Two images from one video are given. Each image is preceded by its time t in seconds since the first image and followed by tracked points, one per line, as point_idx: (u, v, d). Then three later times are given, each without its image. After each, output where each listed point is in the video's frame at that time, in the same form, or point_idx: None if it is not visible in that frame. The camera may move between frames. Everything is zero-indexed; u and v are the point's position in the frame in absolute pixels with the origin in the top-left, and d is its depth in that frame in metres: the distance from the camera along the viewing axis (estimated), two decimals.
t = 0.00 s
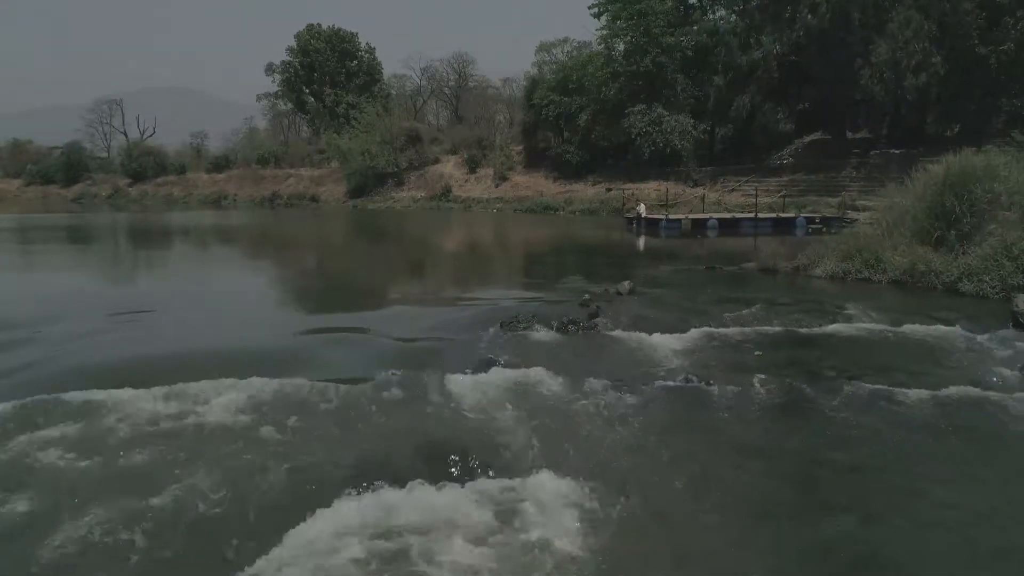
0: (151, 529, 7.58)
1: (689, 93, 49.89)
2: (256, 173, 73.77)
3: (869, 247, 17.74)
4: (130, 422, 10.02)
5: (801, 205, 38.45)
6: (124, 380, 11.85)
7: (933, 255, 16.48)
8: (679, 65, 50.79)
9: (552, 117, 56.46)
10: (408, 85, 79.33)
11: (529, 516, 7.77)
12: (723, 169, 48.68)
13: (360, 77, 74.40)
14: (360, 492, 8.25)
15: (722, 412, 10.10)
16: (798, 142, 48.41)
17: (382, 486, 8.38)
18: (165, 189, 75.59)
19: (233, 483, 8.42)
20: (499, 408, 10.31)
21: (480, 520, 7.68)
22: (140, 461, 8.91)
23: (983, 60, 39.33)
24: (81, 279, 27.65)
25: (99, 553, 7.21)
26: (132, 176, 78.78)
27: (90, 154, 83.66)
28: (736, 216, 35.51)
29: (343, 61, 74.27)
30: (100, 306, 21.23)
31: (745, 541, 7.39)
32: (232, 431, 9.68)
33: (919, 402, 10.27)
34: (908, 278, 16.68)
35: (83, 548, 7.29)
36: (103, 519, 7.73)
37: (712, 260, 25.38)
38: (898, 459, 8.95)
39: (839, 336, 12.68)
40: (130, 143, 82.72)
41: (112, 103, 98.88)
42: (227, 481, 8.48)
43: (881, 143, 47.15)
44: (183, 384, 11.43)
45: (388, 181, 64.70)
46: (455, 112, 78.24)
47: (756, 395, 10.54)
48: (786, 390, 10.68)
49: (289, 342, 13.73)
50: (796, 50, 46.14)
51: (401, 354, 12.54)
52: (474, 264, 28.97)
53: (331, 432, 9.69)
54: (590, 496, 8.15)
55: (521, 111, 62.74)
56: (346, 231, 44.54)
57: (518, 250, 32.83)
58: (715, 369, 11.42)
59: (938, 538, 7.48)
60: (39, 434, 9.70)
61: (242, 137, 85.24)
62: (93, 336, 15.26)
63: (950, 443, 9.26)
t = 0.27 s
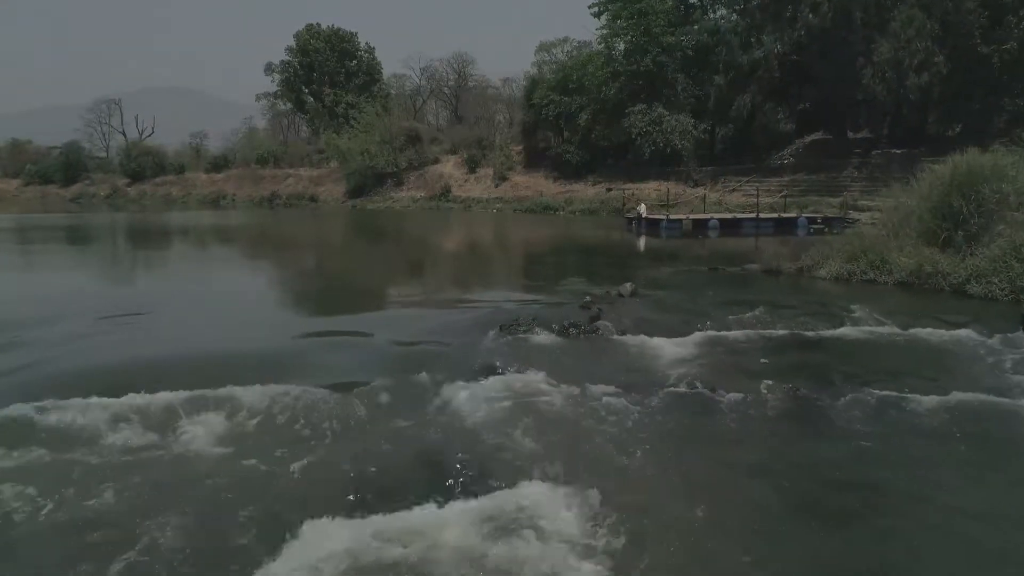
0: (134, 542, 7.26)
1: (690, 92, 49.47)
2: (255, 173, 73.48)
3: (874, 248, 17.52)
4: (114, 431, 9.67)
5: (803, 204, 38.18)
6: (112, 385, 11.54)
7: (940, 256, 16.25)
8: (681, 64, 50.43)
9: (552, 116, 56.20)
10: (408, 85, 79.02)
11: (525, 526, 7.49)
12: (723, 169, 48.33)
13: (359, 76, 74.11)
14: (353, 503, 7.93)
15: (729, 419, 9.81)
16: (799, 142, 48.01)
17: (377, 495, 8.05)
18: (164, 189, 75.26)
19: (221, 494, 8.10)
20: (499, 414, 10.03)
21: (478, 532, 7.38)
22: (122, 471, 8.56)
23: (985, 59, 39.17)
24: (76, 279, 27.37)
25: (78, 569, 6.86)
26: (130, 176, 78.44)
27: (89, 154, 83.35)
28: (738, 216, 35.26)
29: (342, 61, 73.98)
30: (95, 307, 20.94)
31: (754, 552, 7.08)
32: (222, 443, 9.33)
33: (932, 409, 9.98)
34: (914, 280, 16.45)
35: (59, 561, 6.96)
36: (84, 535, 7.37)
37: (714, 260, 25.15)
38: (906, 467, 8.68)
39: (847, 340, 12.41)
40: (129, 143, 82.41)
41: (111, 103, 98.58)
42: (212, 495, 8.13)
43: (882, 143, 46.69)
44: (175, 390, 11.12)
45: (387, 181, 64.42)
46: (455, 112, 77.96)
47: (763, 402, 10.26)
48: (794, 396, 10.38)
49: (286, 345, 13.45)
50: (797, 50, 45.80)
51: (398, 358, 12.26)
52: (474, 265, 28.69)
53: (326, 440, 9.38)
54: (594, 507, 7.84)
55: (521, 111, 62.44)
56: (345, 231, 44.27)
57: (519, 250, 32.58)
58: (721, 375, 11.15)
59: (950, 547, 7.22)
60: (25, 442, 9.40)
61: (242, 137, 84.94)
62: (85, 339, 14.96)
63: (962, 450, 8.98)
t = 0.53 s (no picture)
0: (123, 560, 7.04)
1: (690, 91, 49.26)
2: (254, 172, 73.21)
3: (878, 248, 17.37)
4: (105, 442, 9.46)
5: (804, 205, 37.98)
6: (105, 391, 11.35)
7: (946, 256, 16.07)
8: (680, 63, 50.27)
9: (551, 116, 56.01)
10: (407, 85, 78.72)
11: (527, 541, 7.28)
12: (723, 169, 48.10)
13: (358, 76, 73.85)
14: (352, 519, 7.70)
15: (736, 427, 9.61)
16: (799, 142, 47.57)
17: (376, 509, 7.84)
18: (162, 188, 74.96)
19: (214, 507, 7.90)
20: (500, 422, 9.84)
21: (481, 548, 7.15)
22: (111, 485, 8.32)
23: (987, 58, 39.07)
24: (73, 280, 27.13)
25: None
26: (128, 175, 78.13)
27: (87, 153, 83.05)
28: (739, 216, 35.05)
29: (341, 61, 73.70)
30: (91, 308, 20.71)
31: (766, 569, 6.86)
32: (217, 454, 9.11)
33: (943, 416, 9.78)
34: (919, 281, 16.28)
35: None
36: (74, 552, 7.15)
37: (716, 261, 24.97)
38: (920, 479, 8.44)
39: (853, 344, 12.21)
40: (127, 143, 82.09)
41: (109, 102, 98.20)
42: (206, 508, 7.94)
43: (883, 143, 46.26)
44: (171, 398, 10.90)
45: (386, 181, 64.17)
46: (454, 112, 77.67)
47: (771, 409, 10.05)
48: (802, 403, 10.18)
49: (284, 349, 13.24)
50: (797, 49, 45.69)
51: (398, 363, 12.06)
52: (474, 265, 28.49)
53: (324, 451, 9.17)
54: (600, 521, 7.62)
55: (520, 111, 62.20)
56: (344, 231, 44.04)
57: (519, 251, 32.39)
58: (727, 381, 10.92)
59: (966, 564, 6.99)
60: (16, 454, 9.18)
61: (240, 137, 84.66)
62: (80, 342, 14.74)
63: (974, 459, 8.77)
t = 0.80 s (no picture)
0: None
1: (688, 90, 49.16)
2: (250, 172, 72.86)
3: (881, 249, 17.26)
4: (91, 450, 9.17)
5: (803, 205, 37.76)
6: (93, 396, 11.05)
7: (950, 258, 15.98)
8: (679, 62, 50.11)
9: (549, 116, 55.75)
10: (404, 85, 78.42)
11: (525, 558, 6.99)
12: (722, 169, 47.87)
13: (355, 76, 73.54)
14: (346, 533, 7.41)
15: (742, 434, 9.36)
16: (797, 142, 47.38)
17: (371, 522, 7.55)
18: (158, 188, 74.56)
19: (204, 521, 7.62)
20: (501, 429, 9.58)
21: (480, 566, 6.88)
22: (100, 497, 8.06)
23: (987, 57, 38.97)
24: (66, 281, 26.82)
25: None
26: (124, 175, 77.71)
27: (83, 153, 82.60)
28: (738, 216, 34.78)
29: (338, 60, 73.38)
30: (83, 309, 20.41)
31: None
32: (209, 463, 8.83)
33: (954, 422, 9.54)
34: (924, 282, 16.19)
35: None
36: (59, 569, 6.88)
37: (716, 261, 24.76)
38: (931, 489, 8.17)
39: (860, 347, 11.97)
40: (123, 142, 81.65)
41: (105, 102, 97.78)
42: (193, 523, 7.64)
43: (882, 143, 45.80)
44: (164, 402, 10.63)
45: (383, 181, 63.89)
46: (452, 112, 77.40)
47: (778, 415, 9.80)
48: (810, 409, 9.94)
49: (280, 352, 12.97)
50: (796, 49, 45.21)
51: (396, 366, 11.80)
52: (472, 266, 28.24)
53: (318, 459, 8.89)
54: (605, 534, 7.34)
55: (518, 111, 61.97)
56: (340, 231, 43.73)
57: (517, 251, 32.14)
58: (731, 386, 10.68)
59: None
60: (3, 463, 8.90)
61: (237, 137, 84.29)
62: (71, 344, 14.44)
63: (987, 468, 8.52)
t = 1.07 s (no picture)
0: None
1: (686, 90, 49.05)
2: (246, 172, 72.52)
3: (882, 250, 17.07)
4: (77, 463, 8.92)
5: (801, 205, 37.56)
6: (81, 403, 10.80)
7: (953, 259, 15.82)
8: (676, 62, 49.98)
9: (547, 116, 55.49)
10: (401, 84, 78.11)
11: None
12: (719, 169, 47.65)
13: (351, 75, 73.21)
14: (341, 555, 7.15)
15: (747, 445, 9.14)
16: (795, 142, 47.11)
17: (364, 541, 7.31)
18: (154, 189, 74.16)
19: (191, 541, 7.37)
20: (498, 439, 9.35)
21: None
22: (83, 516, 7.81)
23: (985, 57, 38.92)
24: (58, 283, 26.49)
25: None
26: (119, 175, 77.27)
27: (78, 153, 82.13)
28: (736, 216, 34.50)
29: (334, 60, 73.03)
30: (75, 311, 20.12)
31: None
32: (198, 477, 8.58)
33: (963, 431, 9.32)
34: (927, 284, 16.03)
35: None
36: None
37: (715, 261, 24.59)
38: (942, 502, 7.92)
39: (864, 352, 11.76)
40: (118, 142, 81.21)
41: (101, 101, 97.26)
42: (179, 543, 7.37)
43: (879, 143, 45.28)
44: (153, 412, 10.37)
45: (380, 180, 63.62)
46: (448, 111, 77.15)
47: (782, 425, 9.59)
48: (815, 418, 9.72)
49: (273, 356, 12.72)
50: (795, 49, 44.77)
51: (391, 372, 11.56)
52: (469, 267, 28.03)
53: (311, 474, 8.65)
54: (606, 554, 7.11)
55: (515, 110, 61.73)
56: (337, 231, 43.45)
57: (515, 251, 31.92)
58: (733, 394, 10.45)
59: None
60: None
61: (233, 136, 83.89)
62: (61, 348, 14.18)
63: (998, 480, 8.29)
